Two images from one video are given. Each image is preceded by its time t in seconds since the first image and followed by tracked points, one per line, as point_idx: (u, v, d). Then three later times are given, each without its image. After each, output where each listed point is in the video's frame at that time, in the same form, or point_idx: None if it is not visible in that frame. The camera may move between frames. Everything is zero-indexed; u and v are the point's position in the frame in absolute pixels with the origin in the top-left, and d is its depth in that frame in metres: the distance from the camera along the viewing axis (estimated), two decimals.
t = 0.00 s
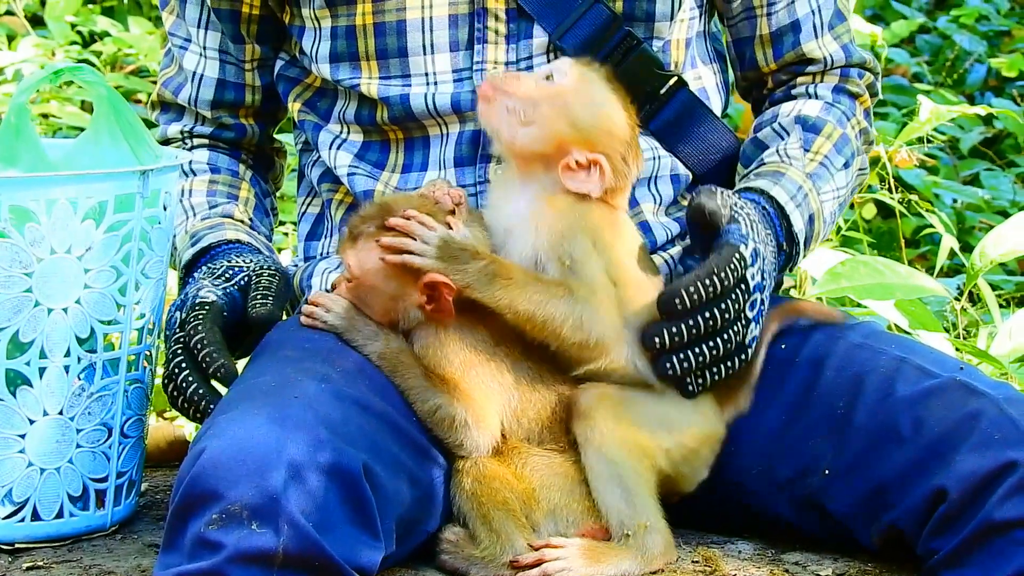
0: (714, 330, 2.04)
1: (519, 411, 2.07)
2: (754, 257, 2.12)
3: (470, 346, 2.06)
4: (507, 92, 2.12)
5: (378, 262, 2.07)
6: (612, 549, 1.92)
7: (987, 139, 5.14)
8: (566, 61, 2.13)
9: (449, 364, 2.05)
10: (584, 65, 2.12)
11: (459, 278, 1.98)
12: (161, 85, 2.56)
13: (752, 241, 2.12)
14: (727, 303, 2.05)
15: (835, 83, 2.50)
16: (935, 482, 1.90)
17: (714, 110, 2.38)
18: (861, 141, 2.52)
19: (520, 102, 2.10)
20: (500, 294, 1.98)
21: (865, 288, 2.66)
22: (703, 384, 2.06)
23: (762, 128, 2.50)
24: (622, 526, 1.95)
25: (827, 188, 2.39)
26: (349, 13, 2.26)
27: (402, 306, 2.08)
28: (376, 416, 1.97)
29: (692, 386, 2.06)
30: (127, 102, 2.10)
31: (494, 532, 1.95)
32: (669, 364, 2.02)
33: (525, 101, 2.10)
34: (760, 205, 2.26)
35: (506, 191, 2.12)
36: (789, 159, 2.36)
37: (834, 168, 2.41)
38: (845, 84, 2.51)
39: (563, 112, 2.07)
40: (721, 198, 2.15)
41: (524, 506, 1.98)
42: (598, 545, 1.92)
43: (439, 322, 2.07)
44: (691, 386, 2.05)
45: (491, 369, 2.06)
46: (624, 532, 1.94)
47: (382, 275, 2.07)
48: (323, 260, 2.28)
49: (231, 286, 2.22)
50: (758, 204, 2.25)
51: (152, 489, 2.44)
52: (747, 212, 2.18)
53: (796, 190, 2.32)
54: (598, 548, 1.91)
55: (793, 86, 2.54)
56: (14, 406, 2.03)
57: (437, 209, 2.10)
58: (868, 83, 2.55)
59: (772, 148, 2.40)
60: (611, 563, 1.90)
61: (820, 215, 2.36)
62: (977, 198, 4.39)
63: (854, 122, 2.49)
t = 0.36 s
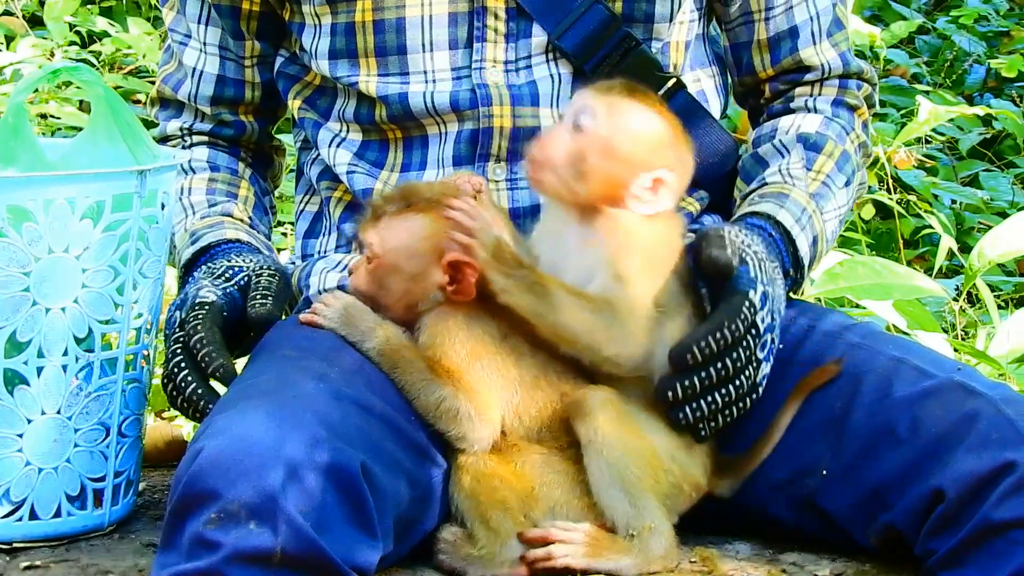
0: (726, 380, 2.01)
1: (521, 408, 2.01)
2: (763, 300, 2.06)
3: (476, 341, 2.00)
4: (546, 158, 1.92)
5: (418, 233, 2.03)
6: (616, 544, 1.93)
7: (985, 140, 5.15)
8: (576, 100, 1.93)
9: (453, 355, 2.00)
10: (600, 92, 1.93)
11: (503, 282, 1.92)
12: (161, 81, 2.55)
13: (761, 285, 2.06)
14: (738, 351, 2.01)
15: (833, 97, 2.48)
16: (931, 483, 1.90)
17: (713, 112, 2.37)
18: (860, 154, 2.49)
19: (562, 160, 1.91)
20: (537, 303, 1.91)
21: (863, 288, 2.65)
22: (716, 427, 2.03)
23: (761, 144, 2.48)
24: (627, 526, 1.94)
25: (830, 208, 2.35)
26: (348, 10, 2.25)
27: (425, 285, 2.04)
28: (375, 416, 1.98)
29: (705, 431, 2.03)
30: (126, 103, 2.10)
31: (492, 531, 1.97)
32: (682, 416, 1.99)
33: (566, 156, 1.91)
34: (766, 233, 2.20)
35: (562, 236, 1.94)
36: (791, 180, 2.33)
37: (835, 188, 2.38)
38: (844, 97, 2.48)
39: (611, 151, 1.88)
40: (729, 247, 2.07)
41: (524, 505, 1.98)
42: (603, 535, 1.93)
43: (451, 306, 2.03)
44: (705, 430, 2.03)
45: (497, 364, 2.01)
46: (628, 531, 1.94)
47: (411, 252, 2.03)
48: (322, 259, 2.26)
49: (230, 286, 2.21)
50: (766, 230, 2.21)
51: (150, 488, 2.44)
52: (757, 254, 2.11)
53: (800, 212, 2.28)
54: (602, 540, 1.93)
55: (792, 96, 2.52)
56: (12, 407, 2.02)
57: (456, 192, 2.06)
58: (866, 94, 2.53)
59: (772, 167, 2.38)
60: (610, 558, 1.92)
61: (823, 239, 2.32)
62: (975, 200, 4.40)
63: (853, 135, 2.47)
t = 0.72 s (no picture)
0: (727, 391, 2.20)
1: (532, 399, 2.24)
2: (762, 318, 2.22)
3: (491, 335, 2.23)
4: (601, 206, 2.30)
5: (439, 234, 2.26)
6: (620, 521, 2.16)
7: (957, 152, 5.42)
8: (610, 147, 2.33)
9: (469, 350, 2.22)
10: (623, 134, 2.31)
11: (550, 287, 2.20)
12: (198, 96, 2.73)
13: (760, 305, 2.22)
14: (736, 366, 2.20)
15: (819, 118, 2.63)
16: (909, 467, 2.07)
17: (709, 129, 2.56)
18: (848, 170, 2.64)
19: (616, 203, 2.30)
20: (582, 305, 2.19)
21: (846, 288, 2.81)
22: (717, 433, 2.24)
23: (756, 163, 2.62)
24: (630, 505, 2.17)
25: (824, 223, 2.50)
26: (372, 30, 2.42)
27: (451, 280, 2.27)
28: (395, 406, 2.13)
29: (707, 436, 2.24)
30: (164, 118, 2.27)
31: (504, 512, 2.18)
32: (684, 423, 2.20)
33: (619, 200, 2.31)
34: (769, 247, 2.36)
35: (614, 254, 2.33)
36: (789, 196, 2.48)
37: (829, 204, 2.53)
38: (830, 119, 2.64)
39: (657, 184, 2.29)
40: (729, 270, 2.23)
41: (534, 486, 2.21)
42: (606, 515, 2.16)
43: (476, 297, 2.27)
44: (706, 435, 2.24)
45: (509, 358, 2.23)
46: (631, 509, 2.17)
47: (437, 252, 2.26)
48: (346, 260, 2.44)
49: (264, 288, 2.37)
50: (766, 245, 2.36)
51: (190, 472, 2.64)
52: (760, 273, 2.28)
53: (800, 225, 2.44)
54: (605, 518, 2.16)
55: (781, 118, 2.66)
56: (59, 397, 2.19)
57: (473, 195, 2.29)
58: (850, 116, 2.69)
59: (770, 183, 2.52)
60: (611, 535, 2.15)
61: (818, 251, 2.48)
62: (949, 207, 4.65)
63: (840, 155, 2.61)
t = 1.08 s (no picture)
0: (702, 378, 2.46)
1: (530, 383, 2.53)
2: (734, 313, 2.49)
3: (494, 328, 2.52)
4: (582, 202, 2.58)
5: (445, 240, 2.54)
6: (609, 490, 2.46)
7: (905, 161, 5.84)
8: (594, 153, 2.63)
9: (473, 342, 2.51)
10: (608, 143, 2.61)
11: (535, 260, 2.47)
12: (236, 113, 3.02)
13: (733, 302, 2.49)
14: (710, 356, 2.45)
15: (787, 135, 2.92)
16: (865, 442, 2.35)
17: (689, 144, 2.86)
18: (812, 181, 2.93)
19: (595, 201, 2.58)
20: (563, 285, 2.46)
21: (809, 283, 3.09)
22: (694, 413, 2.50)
23: (732, 175, 2.91)
24: (618, 475, 2.47)
25: (792, 229, 2.79)
26: (391, 55, 2.72)
27: (460, 278, 2.55)
28: (409, 387, 2.42)
29: (686, 416, 2.50)
30: (205, 133, 2.57)
31: (507, 482, 2.47)
32: (665, 406, 2.46)
33: (598, 199, 2.59)
34: (745, 248, 2.65)
35: (593, 254, 2.63)
36: (762, 204, 2.77)
37: (797, 212, 2.81)
38: (797, 136, 2.92)
39: (633, 189, 2.58)
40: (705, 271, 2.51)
41: (533, 459, 2.50)
42: (597, 485, 2.46)
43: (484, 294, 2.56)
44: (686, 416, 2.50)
45: (510, 348, 2.52)
46: (619, 479, 2.47)
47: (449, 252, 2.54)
48: (367, 258, 2.73)
49: (295, 283, 2.67)
50: (742, 248, 2.64)
51: (230, 446, 2.94)
52: (736, 274, 2.56)
53: (772, 230, 2.73)
54: (595, 488, 2.45)
55: (753, 134, 2.95)
56: (113, 380, 2.48)
57: (473, 204, 2.58)
58: (813, 133, 2.99)
59: (746, 193, 2.81)
60: (601, 502, 2.44)
61: (787, 253, 2.76)
62: (901, 211, 5.03)
63: (805, 167, 2.90)
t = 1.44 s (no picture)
0: (691, 372, 2.60)
1: (530, 375, 2.68)
2: (724, 310, 2.64)
3: (495, 324, 2.66)
4: (573, 213, 2.71)
5: (449, 239, 2.69)
6: (604, 476, 2.60)
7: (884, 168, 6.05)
8: (582, 165, 2.74)
9: (475, 336, 2.65)
10: (595, 154, 2.72)
11: (523, 263, 2.62)
12: (254, 123, 3.19)
13: (723, 300, 2.65)
14: (702, 351, 2.60)
15: (771, 140, 3.10)
16: (847, 430, 2.50)
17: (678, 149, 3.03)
18: (795, 184, 3.10)
19: (586, 210, 2.70)
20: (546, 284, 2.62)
21: (794, 280, 3.26)
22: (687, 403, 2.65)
23: (720, 179, 3.08)
24: (613, 461, 2.61)
25: (777, 229, 2.96)
26: (399, 67, 2.89)
27: (469, 272, 2.70)
28: (416, 378, 2.56)
29: (678, 407, 2.65)
30: (225, 139, 2.73)
31: (508, 467, 2.63)
32: (660, 397, 2.61)
33: (589, 209, 2.71)
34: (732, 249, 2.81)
35: (591, 260, 2.77)
36: (749, 206, 2.93)
37: (782, 213, 2.98)
38: (780, 141, 3.10)
39: (621, 197, 2.69)
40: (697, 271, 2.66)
41: (532, 447, 2.65)
42: (593, 472, 2.60)
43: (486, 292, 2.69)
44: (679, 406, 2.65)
45: (510, 343, 2.66)
46: (614, 465, 2.61)
47: (459, 247, 2.69)
48: (377, 257, 2.91)
49: (308, 282, 2.83)
50: (727, 249, 2.80)
51: (248, 435, 3.10)
52: (725, 273, 2.71)
53: (759, 232, 2.89)
54: (592, 475, 2.59)
55: (739, 139, 3.13)
56: (138, 372, 2.63)
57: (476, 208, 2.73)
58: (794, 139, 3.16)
59: (733, 196, 2.98)
60: (598, 487, 2.58)
61: (774, 252, 2.93)
62: (877, 213, 5.23)
63: (788, 171, 3.08)
